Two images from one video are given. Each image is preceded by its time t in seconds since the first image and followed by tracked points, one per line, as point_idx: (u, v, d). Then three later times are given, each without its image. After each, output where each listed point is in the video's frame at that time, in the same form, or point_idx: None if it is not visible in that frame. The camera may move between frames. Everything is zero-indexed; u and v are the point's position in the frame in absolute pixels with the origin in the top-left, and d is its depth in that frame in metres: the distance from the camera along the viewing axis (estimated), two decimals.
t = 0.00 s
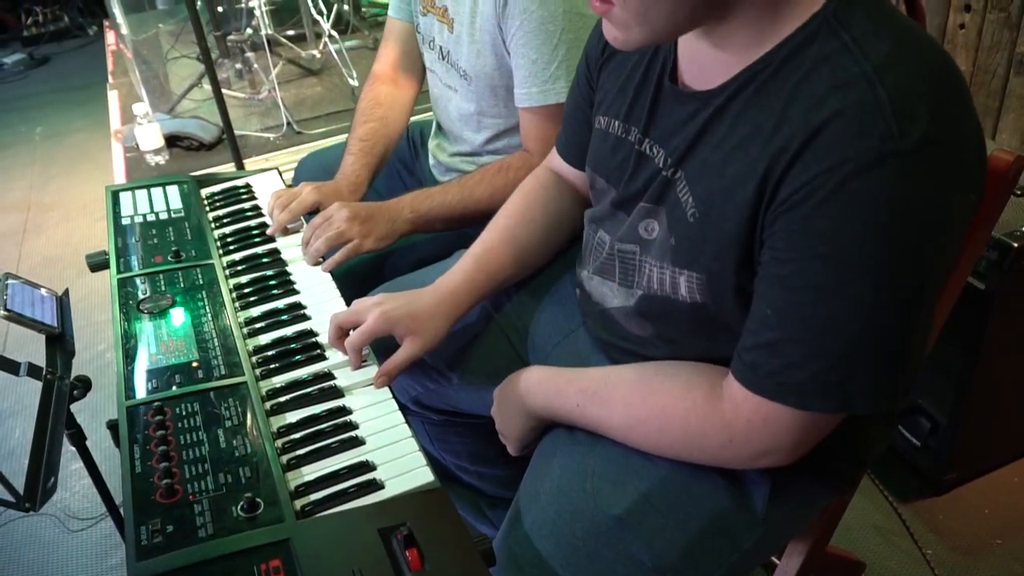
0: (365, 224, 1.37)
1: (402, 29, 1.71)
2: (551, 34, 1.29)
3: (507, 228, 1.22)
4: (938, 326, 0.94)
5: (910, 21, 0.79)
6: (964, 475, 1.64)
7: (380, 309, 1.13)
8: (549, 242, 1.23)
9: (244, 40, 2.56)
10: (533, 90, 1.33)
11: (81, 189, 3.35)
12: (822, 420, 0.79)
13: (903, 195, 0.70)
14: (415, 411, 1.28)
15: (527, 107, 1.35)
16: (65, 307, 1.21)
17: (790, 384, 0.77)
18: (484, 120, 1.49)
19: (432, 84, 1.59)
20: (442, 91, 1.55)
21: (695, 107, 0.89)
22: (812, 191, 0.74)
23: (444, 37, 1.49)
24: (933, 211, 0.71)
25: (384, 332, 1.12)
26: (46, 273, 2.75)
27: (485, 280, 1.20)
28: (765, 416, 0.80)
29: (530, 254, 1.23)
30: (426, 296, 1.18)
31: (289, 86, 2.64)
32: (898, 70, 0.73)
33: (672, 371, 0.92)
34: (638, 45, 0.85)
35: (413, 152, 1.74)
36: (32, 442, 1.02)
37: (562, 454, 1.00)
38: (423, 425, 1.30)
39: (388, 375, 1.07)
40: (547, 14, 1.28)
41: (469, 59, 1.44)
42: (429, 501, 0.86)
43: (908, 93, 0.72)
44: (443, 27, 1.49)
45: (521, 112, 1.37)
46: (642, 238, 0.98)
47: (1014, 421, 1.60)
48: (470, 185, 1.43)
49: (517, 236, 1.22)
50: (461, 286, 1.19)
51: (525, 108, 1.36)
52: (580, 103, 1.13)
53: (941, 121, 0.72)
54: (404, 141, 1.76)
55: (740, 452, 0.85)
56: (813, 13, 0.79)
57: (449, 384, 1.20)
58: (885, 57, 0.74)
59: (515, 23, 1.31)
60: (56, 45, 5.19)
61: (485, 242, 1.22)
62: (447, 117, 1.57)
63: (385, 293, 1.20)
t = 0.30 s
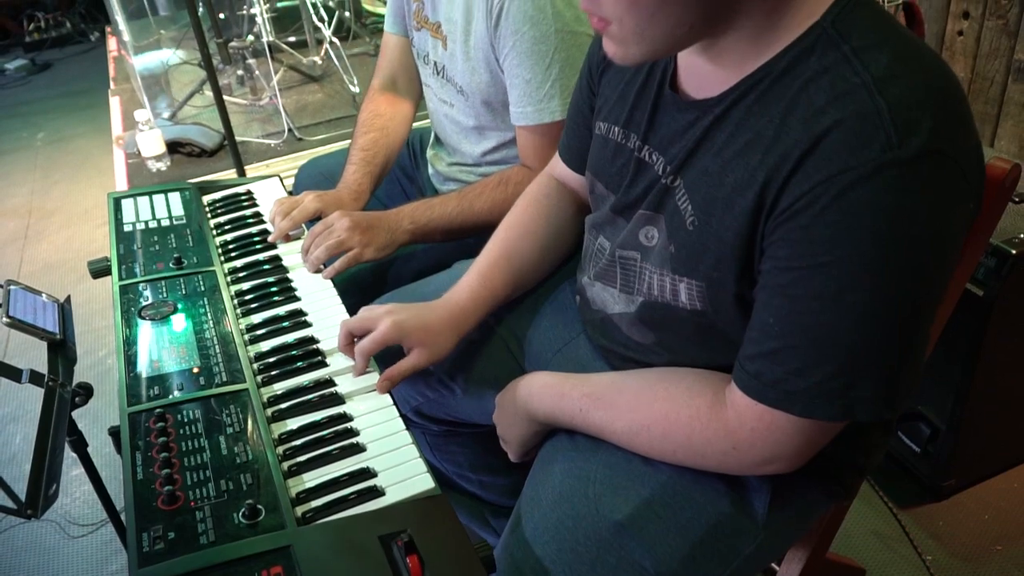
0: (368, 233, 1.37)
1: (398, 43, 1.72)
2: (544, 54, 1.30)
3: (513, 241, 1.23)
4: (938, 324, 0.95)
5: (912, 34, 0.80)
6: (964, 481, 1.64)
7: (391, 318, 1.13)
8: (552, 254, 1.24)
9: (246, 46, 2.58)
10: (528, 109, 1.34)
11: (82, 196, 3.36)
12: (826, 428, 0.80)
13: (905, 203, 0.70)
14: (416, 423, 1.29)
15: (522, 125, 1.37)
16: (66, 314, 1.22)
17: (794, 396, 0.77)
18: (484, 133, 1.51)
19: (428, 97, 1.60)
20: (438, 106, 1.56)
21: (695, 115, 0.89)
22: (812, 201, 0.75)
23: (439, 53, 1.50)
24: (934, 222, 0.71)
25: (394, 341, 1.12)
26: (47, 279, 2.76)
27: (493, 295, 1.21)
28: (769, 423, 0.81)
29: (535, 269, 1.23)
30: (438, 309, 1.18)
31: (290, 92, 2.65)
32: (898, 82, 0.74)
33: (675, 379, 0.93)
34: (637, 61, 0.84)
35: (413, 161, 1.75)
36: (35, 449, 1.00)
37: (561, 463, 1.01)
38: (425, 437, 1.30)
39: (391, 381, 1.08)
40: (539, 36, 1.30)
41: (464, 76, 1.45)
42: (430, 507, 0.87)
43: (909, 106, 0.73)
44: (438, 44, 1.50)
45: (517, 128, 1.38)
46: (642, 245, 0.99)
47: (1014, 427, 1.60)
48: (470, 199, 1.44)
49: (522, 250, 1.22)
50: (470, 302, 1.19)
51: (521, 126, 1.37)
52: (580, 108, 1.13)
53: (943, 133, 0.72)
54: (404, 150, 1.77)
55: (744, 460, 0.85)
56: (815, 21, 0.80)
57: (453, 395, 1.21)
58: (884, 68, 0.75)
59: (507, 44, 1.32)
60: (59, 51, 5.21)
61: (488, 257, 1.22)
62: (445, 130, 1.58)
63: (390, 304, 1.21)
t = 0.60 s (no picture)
0: (354, 235, 1.36)
1: (393, 58, 1.73)
2: (527, 65, 1.31)
3: (512, 245, 1.23)
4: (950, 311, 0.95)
5: (892, 46, 0.80)
6: (965, 489, 1.64)
7: (382, 319, 1.17)
8: (549, 262, 1.24)
9: (247, 54, 2.59)
10: (515, 120, 1.35)
11: (84, 202, 3.37)
12: (837, 451, 0.79)
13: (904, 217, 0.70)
14: (416, 430, 1.28)
15: (510, 136, 1.38)
16: (68, 321, 1.22)
17: (807, 415, 0.78)
18: (480, 144, 1.52)
19: (424, 110, 1.62)
20: (434, 118, 1.58)
21: (682, 142, 0.90)
22: (817, 237, 0.74)
23: (433, 66, 1.51)
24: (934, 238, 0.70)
25: (378, 341, 1.15)
26: (48, 286, 2.77)
27: (489, 302, 1.22)
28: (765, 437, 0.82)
29: (531, 274, 1.24)
30: (431, 306, 1.21)
31: (291, 99, 2.68)
32: (883, 104, 0.74)
33: (679, 403, 0.92)
34: (612, 101, 0.85)
35: (413, 168, 1.76)
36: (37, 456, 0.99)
37: (557, 484, 1.00)
38: (426, 443, 1.30)
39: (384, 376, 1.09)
40: (519, 48, 1.31)
41: (455, 88, 1.46)
42: (430, 514, 0.87)
43: (896, 126, 0.72)
44: (430, 57, 1.51)
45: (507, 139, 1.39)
46: (633, 273, 1.00)
47: (1014, 436, 1.61)
48: (464, 201, 1.45)
49: (522, 254, 1.23)
50: (467, 311, 1.21)
51: (510, 137, 1.38)
52: (571, 127, 1.14)
53: (931, 147, 0.72)
54: (404, 157, 1.78)
55: (747, 467, 0.86)
56: (788, 46, 0.80)
57: (452, 404, 1.21)
58: (868, 92, 0.75)
59: (492, 55, 1.34)
60: (62, 58, 5.23)
61: (489, 260, 1.24)
62: (441, 142, 1.60)
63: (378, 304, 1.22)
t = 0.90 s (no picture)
0: (349, 245, 1.37)
1: (390, 69, 1.75)
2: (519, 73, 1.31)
3: (507, 249, 1.23)
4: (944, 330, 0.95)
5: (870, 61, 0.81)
6: (965, 498, 1.64)
7: (375, 328, 1.17)
8: (540, 268, 1.24)
9: (250, 61, 2.67)
10: (509, 128, 1.36)
11: (87, 207, 3.38)
12: (825, 474, 0.79)
13: (887, 237, 0.70)
14: (417, 435, 1.27)
15: (506, 144, 1.38)
16: (71, 327, 1.21)
17: (795, 435, 0.78)
18: (477, 154, 1.52)
19: (423, 120, 1.63)
20: (433, 129, 1.58)
21: (667, 159, 0.90)
22: (800, 256, 0.74)
23: (430, 78, 1.52)
24: (921, 256, 0.71)
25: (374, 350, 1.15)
26: (50, 291, 2.77)
27: (480, 303, 1.23)
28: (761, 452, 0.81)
29: (524, 277, 1.24)
30: (418, 312, 1.20)
31: (293, 106, 2.68)
32: (863, 122, 0.75)
33: (670, 425, 0.92)
34: (599, 126, 0.86)
35: (413, 175, 1.76)
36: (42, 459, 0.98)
37: (555, 497, 1.00)
38: (424, 448, 1.29)
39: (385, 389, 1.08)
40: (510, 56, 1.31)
41: (450, 98, 1.47)
42: (424, 525, 0.87)
43: (876, 143, 0.73)
44: (426, 68, 1.52)
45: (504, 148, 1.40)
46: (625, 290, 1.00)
47: (1015, 445, 1.60)
48: (461, 210, 1.45)
49: (514, 260, 1.23)
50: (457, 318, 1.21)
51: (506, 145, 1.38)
52: (563, 144, 1.14)
53: (914, 164, 0.73)
54: (404, 164, 1.79)
55: (730, 479, 0.86)
56: (768, 68, 0.81)
57: (455, 409, 1.21)
58: (847, 111, 0.76)
59: (484, 65, 1.34)
60: (66, 63, 5.25)
61: (481, 262, 1.24)
62: (438, 152, 1.61)
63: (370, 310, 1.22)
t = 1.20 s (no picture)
0: (359, 252, 1.38)
1: (394, 80, 1.76)
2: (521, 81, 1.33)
3: (504, 255, 1.24)
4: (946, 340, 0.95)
5: (871, 72, 0.82)
6: (967, 508, 1.64)
7: (367, 328, 1.16)
8: (539, 277, 1.24)
9: (255, 69, 2.66)
10: (511, 135, 1.37)
11: (90, 214, 3.39)
12: (829, 479, 0.79)
13: (892, 246, 0.71)
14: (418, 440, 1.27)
15: (510, 151, 1.39)
16: (76, 335, 1.22)
17: (799, 441, 0.79)
18: (479, 163, 1.53)
19: (426, 130, 1.63)
20: (436, 138, 1.59)
21: (672, 168, 0.90)
22: (802, 264, 0.75)
23: (433, 87, 1.53)
24: (924, 264, 0.72)
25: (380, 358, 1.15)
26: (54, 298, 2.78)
27: (473, 308, 1.22)
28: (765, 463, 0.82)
29: (522, 286, 1.24)
30: (411, 311, 1.20)
31: (296, 114, 2.75)
32: (864, 132, 0.76)
33: (673, 433, 0.92)
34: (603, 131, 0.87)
35: (416, 185, 1.76)
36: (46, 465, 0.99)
37: (561, 505, 1.00)
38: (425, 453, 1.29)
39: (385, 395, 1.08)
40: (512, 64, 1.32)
41: (452, 107, 1.48)
42: (428, 533, 0.87)
43: (877, 152, 0.74)
44: (429, 78, 1.53)
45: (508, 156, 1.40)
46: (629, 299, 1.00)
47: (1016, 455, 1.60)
48: (466, 218, 1.46)
49: (515, 266, 1.23)
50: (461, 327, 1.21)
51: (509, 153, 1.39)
52: (569, 156, 1.15)
53: (916, 173, 0.73)
54: (408, 174, 1.80)
55: (738, 489, 0.86)
56: (770, 77, 0.82)
57: (459, 418, 1.20)
58: (849, 121, 0.77)
59: (487, 72, 1.36)
60: (70, 70, 5.27)
61: (480, 266, 1.24)
62: (441, 162, 1.62)
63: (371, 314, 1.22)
